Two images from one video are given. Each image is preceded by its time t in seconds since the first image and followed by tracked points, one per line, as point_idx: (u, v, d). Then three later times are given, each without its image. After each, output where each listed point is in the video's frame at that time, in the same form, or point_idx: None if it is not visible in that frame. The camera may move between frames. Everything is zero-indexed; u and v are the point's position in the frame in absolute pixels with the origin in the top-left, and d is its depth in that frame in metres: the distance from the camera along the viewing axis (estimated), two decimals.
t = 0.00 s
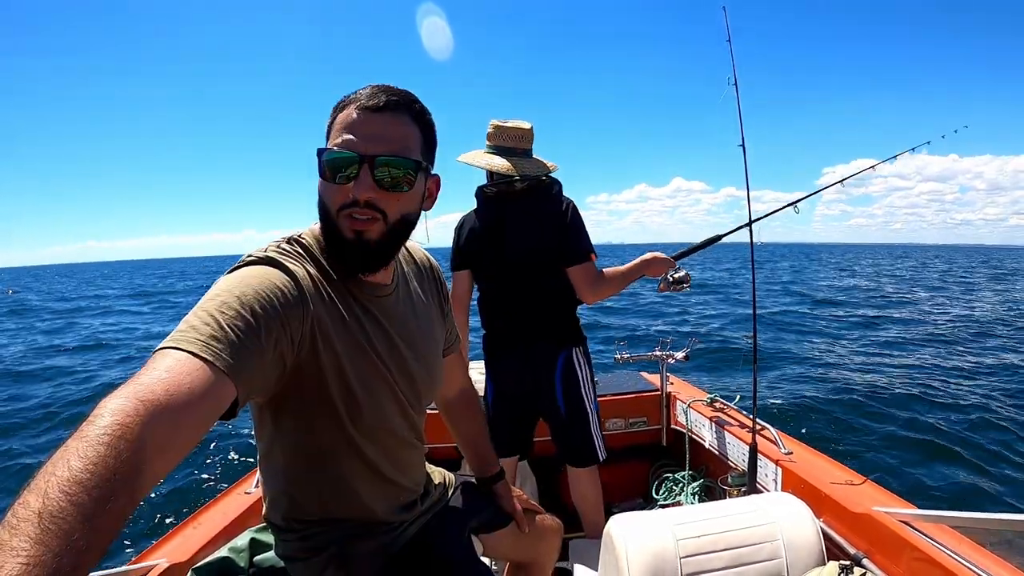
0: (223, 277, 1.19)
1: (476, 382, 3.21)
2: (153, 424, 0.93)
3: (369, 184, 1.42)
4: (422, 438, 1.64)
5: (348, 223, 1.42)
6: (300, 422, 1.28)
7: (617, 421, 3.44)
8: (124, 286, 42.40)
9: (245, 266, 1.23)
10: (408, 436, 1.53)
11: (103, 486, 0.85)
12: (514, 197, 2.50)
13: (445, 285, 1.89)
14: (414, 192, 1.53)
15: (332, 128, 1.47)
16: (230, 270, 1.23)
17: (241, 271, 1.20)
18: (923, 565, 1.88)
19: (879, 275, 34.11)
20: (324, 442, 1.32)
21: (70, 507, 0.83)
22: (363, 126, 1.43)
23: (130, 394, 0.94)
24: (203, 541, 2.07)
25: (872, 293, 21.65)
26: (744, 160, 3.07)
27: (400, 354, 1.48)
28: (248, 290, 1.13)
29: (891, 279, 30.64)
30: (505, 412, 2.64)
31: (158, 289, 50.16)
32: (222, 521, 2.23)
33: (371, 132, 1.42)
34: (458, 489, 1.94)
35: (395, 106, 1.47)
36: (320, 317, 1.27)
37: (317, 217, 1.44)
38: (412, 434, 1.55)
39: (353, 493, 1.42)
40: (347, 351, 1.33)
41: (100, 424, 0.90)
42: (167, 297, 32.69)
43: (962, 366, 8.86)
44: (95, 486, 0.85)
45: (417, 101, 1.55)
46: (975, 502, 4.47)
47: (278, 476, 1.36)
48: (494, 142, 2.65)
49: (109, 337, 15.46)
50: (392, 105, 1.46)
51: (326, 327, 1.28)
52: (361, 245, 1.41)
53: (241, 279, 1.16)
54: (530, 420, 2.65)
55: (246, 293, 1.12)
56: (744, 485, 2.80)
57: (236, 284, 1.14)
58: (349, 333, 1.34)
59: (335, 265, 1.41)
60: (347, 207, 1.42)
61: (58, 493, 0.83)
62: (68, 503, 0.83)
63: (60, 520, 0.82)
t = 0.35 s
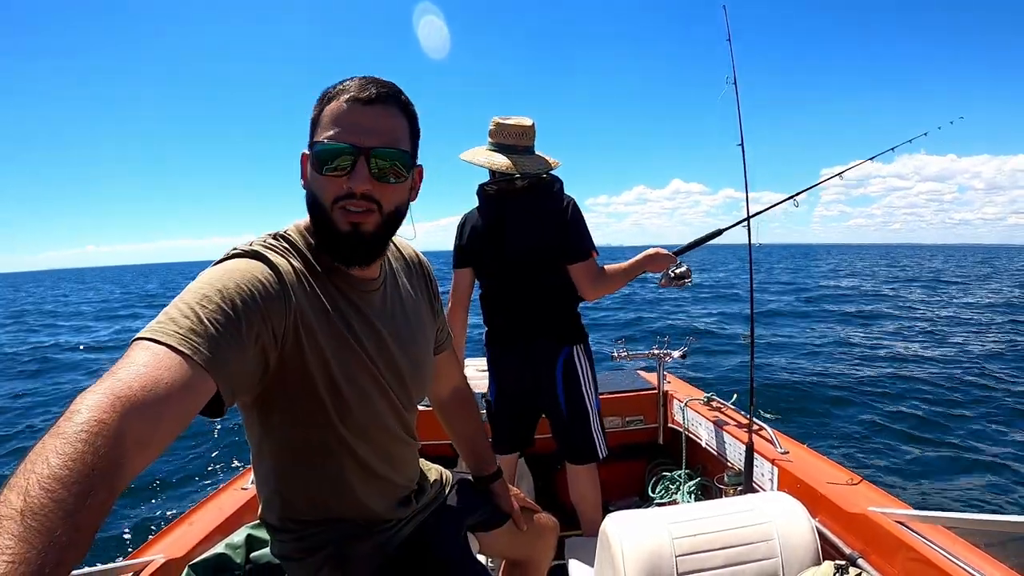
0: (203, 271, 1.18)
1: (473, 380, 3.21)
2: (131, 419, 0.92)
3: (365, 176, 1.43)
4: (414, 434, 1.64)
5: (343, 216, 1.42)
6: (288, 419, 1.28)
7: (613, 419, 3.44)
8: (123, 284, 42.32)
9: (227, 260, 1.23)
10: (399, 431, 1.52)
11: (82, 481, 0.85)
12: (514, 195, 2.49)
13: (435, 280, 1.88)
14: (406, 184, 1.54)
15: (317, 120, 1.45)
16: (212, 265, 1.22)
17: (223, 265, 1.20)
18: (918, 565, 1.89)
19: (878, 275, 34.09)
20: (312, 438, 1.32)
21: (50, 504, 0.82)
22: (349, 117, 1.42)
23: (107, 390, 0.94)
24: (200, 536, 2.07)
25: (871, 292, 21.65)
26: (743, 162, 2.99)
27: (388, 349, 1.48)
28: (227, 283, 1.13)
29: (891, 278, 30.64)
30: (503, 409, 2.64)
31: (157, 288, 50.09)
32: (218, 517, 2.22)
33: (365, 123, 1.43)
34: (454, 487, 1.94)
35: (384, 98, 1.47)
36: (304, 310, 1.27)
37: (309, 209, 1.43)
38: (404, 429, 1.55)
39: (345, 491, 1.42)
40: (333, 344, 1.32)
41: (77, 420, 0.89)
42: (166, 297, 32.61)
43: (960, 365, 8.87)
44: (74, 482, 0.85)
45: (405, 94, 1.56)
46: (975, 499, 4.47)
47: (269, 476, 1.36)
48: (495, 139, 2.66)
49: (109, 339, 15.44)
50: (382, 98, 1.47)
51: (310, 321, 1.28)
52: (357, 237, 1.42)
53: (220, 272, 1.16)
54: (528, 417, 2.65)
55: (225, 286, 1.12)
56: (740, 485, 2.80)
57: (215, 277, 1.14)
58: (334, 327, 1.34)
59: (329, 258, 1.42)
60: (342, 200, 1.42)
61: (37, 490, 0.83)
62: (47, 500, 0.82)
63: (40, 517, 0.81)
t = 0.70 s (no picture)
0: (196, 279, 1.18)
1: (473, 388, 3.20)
2: (120, 422, 0.92)
3: (365, 185, 1.43)
4: (411, 440, 1.63)
5: (340, 224, 1.42)
6: (282, 426, 1.28)
7: (613, 427, 3.43)
8: (121, 287, 42.16)
9: (219, 268, 1.22)
10: (395, 438, 1.52)
11: (70, 485, 0.85)
12: (516, 200, 2.50)
13: (432, 289, 1.88)
14: (401, 192, 1.54)
15: (312, 127, 1.44)
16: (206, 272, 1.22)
17: (215, 272, 1.20)
18: (920, 571, 1.89)
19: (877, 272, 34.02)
20: (308, 445, 1.31)
21: (39, 506, 0.82)
22: (346, 125, 1.42)
23: (96, 394, 0.93)
24: (199, 544, 2.07)
25: (870, 288, 21.61)
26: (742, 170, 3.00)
27: (383, 356, 1.47)
28: (219, 290, 1.13)
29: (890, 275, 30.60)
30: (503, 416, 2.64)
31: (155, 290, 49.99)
32: (217, 525, 2.22)
33: (362, 131, 1.43)
34: (454, 495, 1.93)
35: (380, 105, 1.47)
36: (297, 318, 1.27)
37: (306, 217, 1.42)
38: (400, 436, 1.55)
39: (342, 498, 1.41)
40: (327, 352, 1.32)
41: (65, 423, 0.89)
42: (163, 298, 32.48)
43: (960, 360, 8.84)
44: (63, 484, 0.84)
45: (399, 103, 1.56)
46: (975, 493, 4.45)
47: (266, 483, 1.36)
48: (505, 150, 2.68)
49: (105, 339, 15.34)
50: (377, 106, 1.47)
51: (304, 328, 1.27)
52: (355, 245, 1.42)
53: (212, 280, 1.16)
54: (526, 426, 2.64)
55: (217, 293, 1.12)
56: (741, 493, 2.79)
57: (207, 284, 1.13)
58: (328, 334, 1.34)
59: (326, 266, 1.43)
60: (339, 208, 1.42)
61: (26, 493, 0.83)
62: (36, 502, 0.82)
63: (29, 520, 0.81)
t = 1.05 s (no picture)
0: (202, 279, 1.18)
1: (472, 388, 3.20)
2: (124, 423, 0.92)
3: (377, 185, 1.44)
4: (411, 442, 1.63)
5: (350, 223, 1.42)
6: (285, 428, 1.28)
7: (613, 428, 3.43)
8: (119, 286, 42.11)
9: (224, 269, 1.22)
10: (395, 440, 1.52)
11: (74, 485, 0.85)
12: (516, 198, 2.53)
13: (433, 290, 1.89)
14: (412, 195, 1.55)
15: (325, 128, 1.44)
16: (211, 273, 1.22)
17: (220, 274, 1.20)
18: (920, 571, 1.89)
19: (877, 270, 34.02)
20: (310, 447, 1.31)
21: (42, 506, 0.82)
22: (361, 128, 1.42)
23: (99, 395, 0.93)
24: (200, 545, 2.06)
25: (869, 287, 21.61)
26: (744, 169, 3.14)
27: (385, 358, 1.48)
28: (224, 291, 1.13)
29: (889, 272, 30.58)
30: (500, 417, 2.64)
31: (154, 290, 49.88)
32: (216, 526, 2.21)
33: (375, 133, 1.43)
34: (454, 496, 1.93)
35: (392, 108, 1.48)
36: (301, 320, 1.27)
37: (316, 217, 1.42)
38: (401, 438, 1.55)
39: (343, 499, 1.41)
40: (330, 354, 1.32)
41: (69, 424, 0.89)
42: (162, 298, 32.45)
43: (959, 359, 8.85)
44: (66, 483, 0.84)
45: (411, 108, 1.57)
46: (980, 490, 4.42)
47: (267, 484, 1.36)
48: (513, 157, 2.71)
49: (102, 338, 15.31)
50: (391, 109, 1.47)
51: (307, 330, 1.27)
52: (367, 244, 1.42)
53: (217, 281, 1.15)
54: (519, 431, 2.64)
55: (222, 294, 1.12)
56: (741, 494, 2.79)
57: (212, 285, 1.13)
58: (332, 335, 1.34)
59: (333, 267, 1.42)
60: (349, 207, 1.42)
61: (30, 492, 0.82)
62: (39, 501, 0.82)
63: (32, 520, 0.81)
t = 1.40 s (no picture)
0: (208, 274, 1.18)
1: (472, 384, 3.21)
2: (138, 421, 0.92)
3: (378, 176, 1.44)
4: (412, 437, 1.63)
5: (352, 215, 1.43)
6: (289, 422, 1.28)
7: (613, 422, 3.43)
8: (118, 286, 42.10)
9: (230, 264, 1.22)
10: (397, 434, 1.52)
11: (87, 484, 0.85)
12: (508, 196, 2.51)
13: (434, 283, 1.89)
14: (414, 185, 1.55)
15: (326, 122, 1.45)
16: (217, 268, 1.22)
17: (227, 268, 1.20)
18: (918, 567, 1.89)
19: (876, 276, 34.06)
20: (314, 441, 1.32)
21: (55, 506, 0.82)
22: (362, 120, 1.43)
23: (114, 392, 0.93)
24: (200, 539, 2.06)
25: (868, 293, 21.70)
26: (744, 170, 3.20)
27: (387, 353, 1.48)
28: (233, 286, 1.13)
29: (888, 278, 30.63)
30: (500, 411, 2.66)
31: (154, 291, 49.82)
32: (217, 521, 2.21)
33: (377, 126, 1.44)
34: (454, 490, 1.93)
35: (393, 101, 1.48)
36: (307, 314, 1.27)
37: (319, 209, 1.43)
38: (402, 433, 1.55)
39: (345, 494, 1.42)
40: (335, 349, 1.33)
41: (84, 423, 0.89)
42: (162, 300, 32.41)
43: (957, 365, 8.88)
44: (81, 485, 0.84)
45: (411, 100, 1.57)
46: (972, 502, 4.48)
47: (270, 478, 1.36)
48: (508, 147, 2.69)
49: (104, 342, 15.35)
50: (390, 102, 1.48)
51: (313, 324, 1.28)
52: (367, 236, 1.43)
53: (226, 276, 1.16)
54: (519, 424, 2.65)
55: (231, 289, 1.12)
56: (741, 488, 2.80)
57: (220, 280, 1.14)
58: (336, 330, 1.34)
59: (336, 259, 1.43)
60: (351, 199, 1.43)
61: (43, 492, 0.83)
62: (54, 503, 0.82)
63: (46, 520, 0.81)
